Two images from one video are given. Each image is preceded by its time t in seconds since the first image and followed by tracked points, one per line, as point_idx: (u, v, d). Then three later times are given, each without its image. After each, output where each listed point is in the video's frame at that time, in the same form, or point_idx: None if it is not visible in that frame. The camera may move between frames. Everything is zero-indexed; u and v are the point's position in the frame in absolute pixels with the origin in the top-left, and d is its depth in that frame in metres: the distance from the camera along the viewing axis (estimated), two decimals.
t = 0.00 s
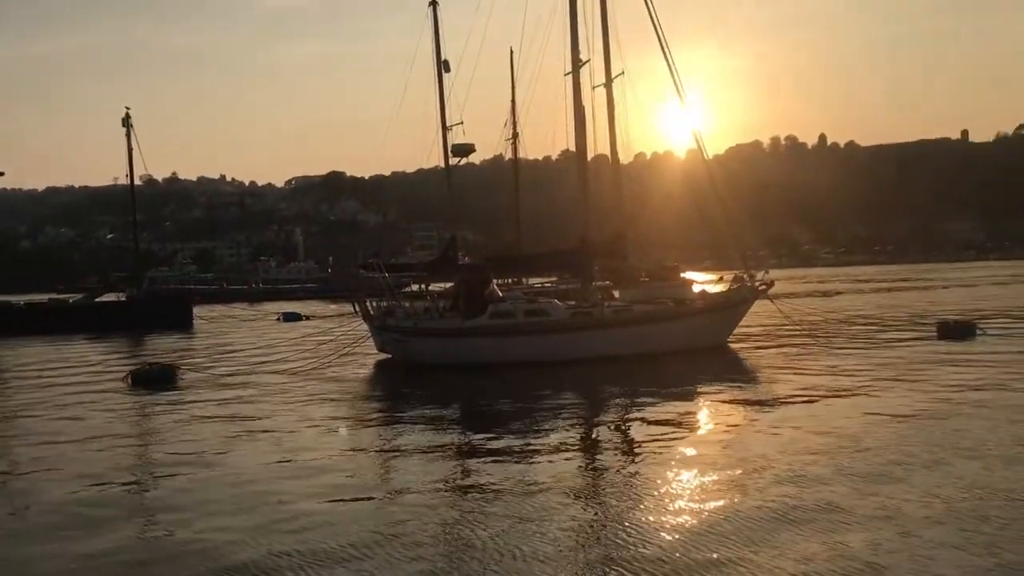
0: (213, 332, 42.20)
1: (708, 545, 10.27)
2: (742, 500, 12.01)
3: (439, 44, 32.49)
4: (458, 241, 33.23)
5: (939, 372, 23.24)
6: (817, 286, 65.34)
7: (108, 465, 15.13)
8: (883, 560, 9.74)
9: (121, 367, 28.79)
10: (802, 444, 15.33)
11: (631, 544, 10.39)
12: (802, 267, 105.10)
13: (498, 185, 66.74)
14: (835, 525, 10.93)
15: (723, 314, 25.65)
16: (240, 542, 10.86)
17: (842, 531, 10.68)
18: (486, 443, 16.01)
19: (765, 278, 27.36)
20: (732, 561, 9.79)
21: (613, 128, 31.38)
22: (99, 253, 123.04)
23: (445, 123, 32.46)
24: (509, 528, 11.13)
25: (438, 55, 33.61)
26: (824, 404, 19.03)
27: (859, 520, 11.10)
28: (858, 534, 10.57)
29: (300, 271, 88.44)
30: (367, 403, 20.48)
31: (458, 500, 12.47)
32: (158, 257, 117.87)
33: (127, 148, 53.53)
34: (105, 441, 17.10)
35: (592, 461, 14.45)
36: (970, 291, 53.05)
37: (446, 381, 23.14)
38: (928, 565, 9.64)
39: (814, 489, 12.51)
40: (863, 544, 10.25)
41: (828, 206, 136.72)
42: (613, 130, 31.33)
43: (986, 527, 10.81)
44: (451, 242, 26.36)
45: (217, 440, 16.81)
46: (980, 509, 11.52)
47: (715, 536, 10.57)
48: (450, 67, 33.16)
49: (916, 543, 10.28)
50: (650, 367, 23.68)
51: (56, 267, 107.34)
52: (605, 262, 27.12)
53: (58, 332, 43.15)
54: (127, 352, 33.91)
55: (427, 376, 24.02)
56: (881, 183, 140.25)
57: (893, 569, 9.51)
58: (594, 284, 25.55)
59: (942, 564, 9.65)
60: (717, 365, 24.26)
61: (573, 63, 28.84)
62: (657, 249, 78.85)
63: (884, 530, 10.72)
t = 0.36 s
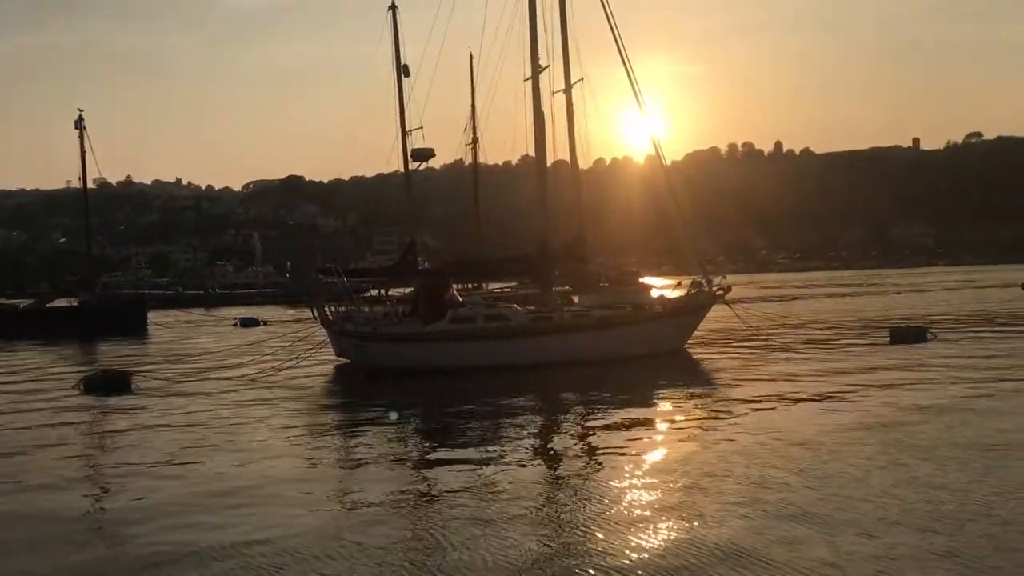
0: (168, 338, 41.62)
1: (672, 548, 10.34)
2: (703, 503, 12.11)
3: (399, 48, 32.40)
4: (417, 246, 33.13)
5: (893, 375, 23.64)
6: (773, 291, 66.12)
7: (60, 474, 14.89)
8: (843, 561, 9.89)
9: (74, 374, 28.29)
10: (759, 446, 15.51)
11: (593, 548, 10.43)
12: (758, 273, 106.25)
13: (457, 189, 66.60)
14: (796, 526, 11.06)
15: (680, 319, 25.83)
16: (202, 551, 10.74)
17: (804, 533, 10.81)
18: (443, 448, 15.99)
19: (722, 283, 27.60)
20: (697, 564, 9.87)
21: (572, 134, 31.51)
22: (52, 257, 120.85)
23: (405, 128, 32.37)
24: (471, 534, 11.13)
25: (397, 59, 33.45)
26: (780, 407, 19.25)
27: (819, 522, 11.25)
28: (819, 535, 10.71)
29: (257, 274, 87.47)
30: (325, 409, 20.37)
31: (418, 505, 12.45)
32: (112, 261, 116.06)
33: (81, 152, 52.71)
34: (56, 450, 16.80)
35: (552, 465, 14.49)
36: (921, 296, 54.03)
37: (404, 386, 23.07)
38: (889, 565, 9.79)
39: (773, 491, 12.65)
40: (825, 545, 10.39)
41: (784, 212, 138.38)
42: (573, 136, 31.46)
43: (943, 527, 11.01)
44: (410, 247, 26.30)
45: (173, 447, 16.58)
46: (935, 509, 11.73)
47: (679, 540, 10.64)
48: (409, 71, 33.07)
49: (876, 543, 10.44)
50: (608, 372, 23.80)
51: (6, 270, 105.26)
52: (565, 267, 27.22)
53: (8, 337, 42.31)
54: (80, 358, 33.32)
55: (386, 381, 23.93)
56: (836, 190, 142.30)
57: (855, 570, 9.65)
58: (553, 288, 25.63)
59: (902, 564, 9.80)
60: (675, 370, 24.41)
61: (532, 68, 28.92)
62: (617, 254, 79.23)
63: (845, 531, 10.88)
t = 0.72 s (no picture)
0: (117, 341, 40.89)
1: (632, 550, 10.39)
2: (662, 504, 12.15)
3: (354, 50, 32.20)
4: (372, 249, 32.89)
5: (844, 377, 23.98)
6: (725, 294, 66.84)
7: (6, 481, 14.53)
8: (804, 561, 9.98)
9: (20, 379, 27.64)
10: (716, 447, 15.65)
11: (550, 551, 10.43)
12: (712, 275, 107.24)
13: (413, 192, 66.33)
14: (755, 527, 11.14)
15: (635, 322, 25.97)
16: (156, 560, 10.54)
17: (762, 533, 10.88)
18: (399, 452, 15.89)
19: (677, 286, 27.80)
20: (659, 566, 9.91)
21: (529, 137, 31.56)
22: None
23: (360, 130, 32.16)
24: (425, 537, 11.08)
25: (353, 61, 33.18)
26: (735, 409, 19.42)
27: (776, 521, 11.34)
28: (778, 535, 10.81)
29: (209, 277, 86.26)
30: (280, 413, 20.13)
31: (373, 509, 12.35)
32: (60, 263, 113.74)
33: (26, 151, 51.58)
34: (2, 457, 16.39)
35: (507, 469, 14.46)
36: (869, 299, 54.95)
37: (359, 389, 22.89)
38: (847, 564, 9.90)
39: (729, 492, 12.73)
40: (785, 544, 10.48)
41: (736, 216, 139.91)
42: (528, 140, 31.49)
43: (897, 525, 11.18)
44: (365, 249, 26.12)
45: (122, 453, 16.26)
46: (888, 508, 11.91)
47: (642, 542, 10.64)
48: (365, 73, 32.86)
49: (833, 543, 10.56)
50: (564, 375, 23.84)
51: None
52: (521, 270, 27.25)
53: None
54: (26, 363, 32.57)
55: (341, 384, 23.73)
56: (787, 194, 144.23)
57: (814, 568, 9.75)
58: (509, 291, 25.62)
59: (860, 562, 9.91)
60: (631, 372, 24.51)
61: (488, 71, 28.90)
62: (572, 257, 79.47)
63: (803, 531, 10.98)
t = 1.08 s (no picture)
0: (64, 343, 40.06)
1: (591, 549, 10.35)
2: (620, 503, 12.21)
3: (308, 49, 31.89)
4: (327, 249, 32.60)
5: (796, 376, 24.29)
6: (680, 295, 67.39)
7: None
8: (763, 559, 10.02)
9: None
10: (673, 446, 15.74)
11: (506, 552, 10.37)
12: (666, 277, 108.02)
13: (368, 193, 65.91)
14: (713, 526, 11.17)
15: (591, 323, 26.04)
16: (106, 567, 10.31)
17: (720, 532, 10.91)
18: (354, 454, 15.77)
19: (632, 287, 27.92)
20: (616, 566, 9.89)
21: (485, 138, 31.49)
22: None
23: (315, 129, 31.86)
24: (380, 540, 10.97)
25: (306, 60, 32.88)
26: (690, 408, 19.56)
27: (734, 520, 11.38)
28: (736, 533, 10.85)
29: (160, 277, 84.92)
30: (233, 415, 19.87)
31: (327, 512, 12.21)
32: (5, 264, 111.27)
33: None
34: None
35: (462, 470, 14.38)
36: (820, 300, 55.71)
37: (315, 391, 22.68)
38: (806, 561, 9.96)
39: (685, 491, 12.76)
40: (743, 543, 10.52)
41: (691, 218, 141.10)
42: (484, 140, 31.44)
43: (852, 522, 11.28)
44: (320, 250, 25.88)
45: (69, 458, 15.89)
46: (844, 505, 12.01)
47: (601, 542, 10.61)
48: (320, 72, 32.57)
49: (791, 540, 10.64)
50: (520, 376, 23.83)
51: None
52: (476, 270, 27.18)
53: None
54: None
55: (296, 386, 23.50)
56: (740, 197, 145.75)
57: (773, 564, 9.88)
58: (465, 291, 25.56)
59: (818, 560, 9.98)
60: (587, 372, 24.58)
61: (444, 71, 28.79)
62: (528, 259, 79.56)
63: (760, 529, 11.03)
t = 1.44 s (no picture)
0: (13, 346, 39.23)
1: (549, 547, 10.40)
2: (581, 501, 12.30)
3: (264, 48, 31.65)
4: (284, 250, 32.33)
5: (752, 375, 24.57)
6: (637, 295, 67.76)
7: None
8: (721, 556, 10.12)
9: None
10: (631, 444, 15.86)
11: (465, 552, 10.39)
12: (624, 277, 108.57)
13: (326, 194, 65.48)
14: (672, 523, 11.27)
15: (549, 323, 26.12)
16: (62, 572, 10.16)
17: (678, 530, 11.01)
18: (312, 456, 15.66)
19: (590, 287, 28.02)
20: (575, 564, 9.94)
21: (443, 139, 31.45)
22: None
23: (272, 129, 31.63)
24: (335, 540, 10.94)
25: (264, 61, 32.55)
26: (649, 407, 19.69)
27: (693, 518, 11.49)
28: (695, 531, 10.95)
29: (113, 277, 83.56)
30: (189, 418, 19.64)
31: (283, 514, 12.16)
32: None
33: None
34: None
35: (420, 471, 14.37)
36: (775, 300, 56.35)
37: (272, 392, 22.48)
38: (764, 558, 10.08)
39: (644, 489, 12.86)
40: (702, 540, 10.62)
41: (648, 218, 141.99)
42: (443, 140, 31.41)
43: (807, 519, 11.44)
44: (277, 251, 25.67)
45: (22, 463, 15.62)
46: (800, 502, 12.16)
47: (560, 539, 10.67)
48: (277, 74, 32.29)
49: (750, 536, 10.76)
50: (478, 377, 23.84)
51: None
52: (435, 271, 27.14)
53: None
54: None
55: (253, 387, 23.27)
56: (697, 198, 146.96)
57: (735, 559, 10.03)
58: (423, 292, 25.50)
59: (776, 556, 10.10)
60: (547, 373, 24.63)
61: (402, 72, 28.73)
62: (487, 259, 79.55)
63: (719, 526, 11.14)
